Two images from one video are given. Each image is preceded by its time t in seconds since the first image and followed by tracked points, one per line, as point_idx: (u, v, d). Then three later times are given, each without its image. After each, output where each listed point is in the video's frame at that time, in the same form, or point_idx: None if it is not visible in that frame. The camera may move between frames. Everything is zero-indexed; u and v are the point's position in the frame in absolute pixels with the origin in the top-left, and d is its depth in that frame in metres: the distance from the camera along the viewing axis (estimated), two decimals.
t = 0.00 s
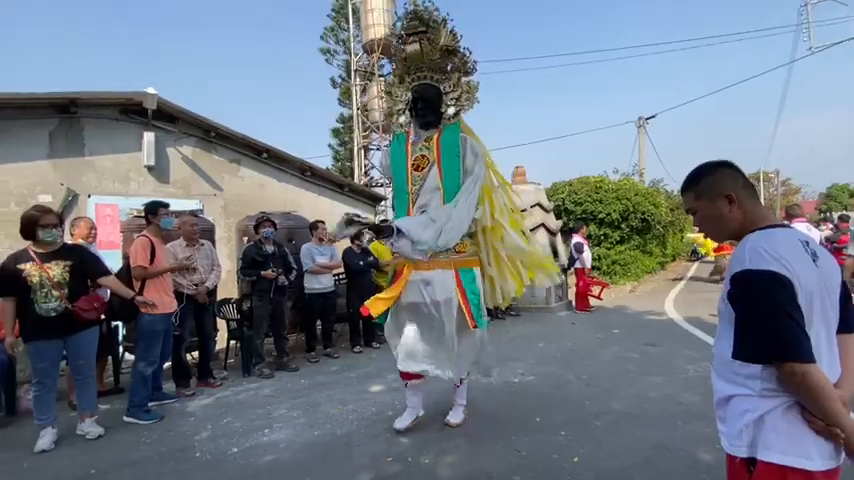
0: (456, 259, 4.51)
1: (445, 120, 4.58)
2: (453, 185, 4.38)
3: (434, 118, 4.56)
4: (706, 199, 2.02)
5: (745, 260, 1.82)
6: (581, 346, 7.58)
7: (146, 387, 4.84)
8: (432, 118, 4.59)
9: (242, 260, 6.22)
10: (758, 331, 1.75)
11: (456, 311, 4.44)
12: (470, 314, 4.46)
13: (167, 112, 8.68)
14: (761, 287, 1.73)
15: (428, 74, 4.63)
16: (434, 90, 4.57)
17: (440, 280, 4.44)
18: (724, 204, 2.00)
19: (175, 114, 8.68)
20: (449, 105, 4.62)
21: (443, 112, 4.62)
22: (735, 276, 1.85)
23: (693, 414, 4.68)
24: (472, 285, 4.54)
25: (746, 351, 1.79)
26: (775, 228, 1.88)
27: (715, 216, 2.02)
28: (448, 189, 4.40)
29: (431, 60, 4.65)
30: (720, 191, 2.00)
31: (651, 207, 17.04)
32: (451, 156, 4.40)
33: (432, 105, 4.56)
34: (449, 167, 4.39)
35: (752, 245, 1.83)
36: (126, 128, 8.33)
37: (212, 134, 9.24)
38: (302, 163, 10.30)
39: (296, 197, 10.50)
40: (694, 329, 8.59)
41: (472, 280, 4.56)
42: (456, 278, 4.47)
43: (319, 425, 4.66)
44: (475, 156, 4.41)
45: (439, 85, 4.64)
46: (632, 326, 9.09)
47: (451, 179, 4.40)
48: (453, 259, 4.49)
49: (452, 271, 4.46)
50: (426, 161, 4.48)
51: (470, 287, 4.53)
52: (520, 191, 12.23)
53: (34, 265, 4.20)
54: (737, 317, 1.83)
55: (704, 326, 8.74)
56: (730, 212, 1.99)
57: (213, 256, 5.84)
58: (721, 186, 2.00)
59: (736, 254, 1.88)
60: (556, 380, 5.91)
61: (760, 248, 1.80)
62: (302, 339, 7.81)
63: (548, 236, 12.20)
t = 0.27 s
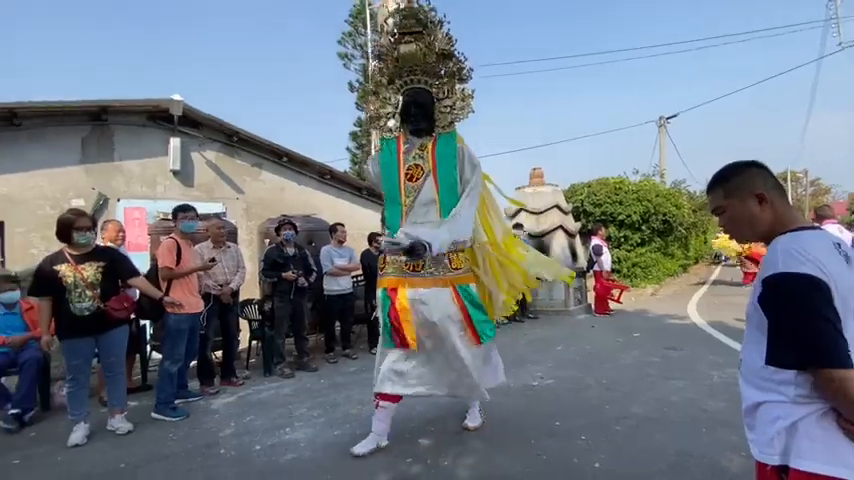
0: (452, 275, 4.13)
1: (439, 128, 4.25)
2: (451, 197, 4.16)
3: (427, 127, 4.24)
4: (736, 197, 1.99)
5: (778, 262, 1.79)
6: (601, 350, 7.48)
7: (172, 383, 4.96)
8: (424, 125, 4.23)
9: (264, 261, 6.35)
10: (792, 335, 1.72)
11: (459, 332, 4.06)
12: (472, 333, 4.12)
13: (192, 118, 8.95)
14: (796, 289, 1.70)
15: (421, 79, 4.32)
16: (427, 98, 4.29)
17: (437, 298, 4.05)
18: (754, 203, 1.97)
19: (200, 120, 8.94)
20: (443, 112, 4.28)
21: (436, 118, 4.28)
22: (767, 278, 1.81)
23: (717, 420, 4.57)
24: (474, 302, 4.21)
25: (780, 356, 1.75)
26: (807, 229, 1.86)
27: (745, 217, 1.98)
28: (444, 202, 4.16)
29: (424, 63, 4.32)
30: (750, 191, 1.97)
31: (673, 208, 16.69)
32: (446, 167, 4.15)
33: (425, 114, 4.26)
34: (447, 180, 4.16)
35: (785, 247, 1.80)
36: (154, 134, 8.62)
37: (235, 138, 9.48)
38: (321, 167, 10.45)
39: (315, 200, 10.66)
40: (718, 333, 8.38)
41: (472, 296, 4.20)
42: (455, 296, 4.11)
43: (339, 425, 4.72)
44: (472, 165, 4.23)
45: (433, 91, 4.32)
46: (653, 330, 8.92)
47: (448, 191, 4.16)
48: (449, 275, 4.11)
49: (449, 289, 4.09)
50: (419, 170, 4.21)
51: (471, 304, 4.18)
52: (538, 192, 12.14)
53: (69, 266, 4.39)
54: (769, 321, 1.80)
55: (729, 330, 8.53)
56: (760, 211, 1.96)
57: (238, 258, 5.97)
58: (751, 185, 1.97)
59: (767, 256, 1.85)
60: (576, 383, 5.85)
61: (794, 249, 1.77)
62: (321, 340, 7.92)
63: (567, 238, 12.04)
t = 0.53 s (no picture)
0: (410, 271, 3.90)
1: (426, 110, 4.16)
2: (418, 184, 3.92)
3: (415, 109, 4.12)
4: (777, 196, 1.94)
5: (816, 265, 1.74)
6: (624, 354, 7.36)
7: (199, 382, 5.13)
8: (409, 107, 4.12)
9: (288, 264, 6.49)
10: (831, 340, 1.67)
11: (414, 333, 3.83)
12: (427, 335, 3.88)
13: (219, 125, 9.22)
14: (834, 293, 1.66)
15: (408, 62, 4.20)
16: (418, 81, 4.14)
17: (389, 294, 3.87)
18: (794, 203, 1.93)
19: (226, 127, 9.20)
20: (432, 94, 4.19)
21: (425, 100, 4.21)
22: (803, 282, 1.77)
23: (747, 428, 4.44)
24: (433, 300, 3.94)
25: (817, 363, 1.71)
26: (847, 229, 1.82)
27: (782, 217, 1.93)
28: (411, 190, 3.94)
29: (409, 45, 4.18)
30: (789, 191, 1.93)
31: (699, 210, 16.27)
32: (418, 153, 3.93)
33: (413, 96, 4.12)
34: (413, 166, 3.93)
35: (822, 249, 1.76)
36: (183, 141, 8.91)
37: (260, 144, 9.72)
38: (342, 171, 10.60)
39: (337, 204, 10.82)
40: (748, 338, 8.13)
41: (430, 295, 3.93)
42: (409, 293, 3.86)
43: (361, 426, 4.78)
44: (447, 150, 3.86)
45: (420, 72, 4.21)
46: (679, 334, 8.72)
47: (414, 179, 3.93)
48: (406, 271, 3.90)
49: (404, 285, 3.87)
50: (392, 157, 4.05)
51: (429, 302, 3.92)
52: (559, 195, 12.01)
53: (106, 269, 4.59)
54: (806, 327, 1.75)
55: (759, 336, 8.26)
56: (800, 211, 1.92)
57: (264, 260, 6.12)
58: (790, 185, 1.94)
59: (803, 258, 1.81)
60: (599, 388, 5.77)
61: (832, 253, 1.73)
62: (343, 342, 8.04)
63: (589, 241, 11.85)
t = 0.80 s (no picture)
0: (379, 271, 3.63)
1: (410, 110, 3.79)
2: (386, 182, 3.70)
3: (403, 102, 3.81)
4: (824, 195, 1.89)
5: None
6: (651, 360, 7.19)
7: (228, 382, 5.28)
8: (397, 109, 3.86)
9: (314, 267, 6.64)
10: None
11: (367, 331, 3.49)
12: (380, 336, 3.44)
13: (247, 132, 9.50)
14: None
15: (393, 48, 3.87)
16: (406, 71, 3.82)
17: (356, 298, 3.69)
18: (841, 202, 1.88)
19: (254, 134, 9.47)
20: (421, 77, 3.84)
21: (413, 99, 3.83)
22: (846, 287, 1.72)
23: (784, 438, 4.27)
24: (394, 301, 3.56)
25: None
26: None
27: (828, 218, 1.88)
28: (383, 190, 3.71)
29: (391, 28, 3.82)
30: (835, 191, 1.88)
31: (728, 212, 15.77)
32: (390, 152, 3.74)
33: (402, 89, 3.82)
34: (385, 165, 3.76)
35: None
36: (213, 149, 9.22)
37: (285, 150, 9.96)
38: (365, 175, 10.75)
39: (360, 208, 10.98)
40: (783, 345, 7.82)
41: (391, 296, 3.56)
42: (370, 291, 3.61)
43: (385, 428, 4.81)
44: (414, 145, 3.58)
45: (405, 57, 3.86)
46: (708, 341, 8.46)
47: (384, 179, 3.73)
48: (371, 273, 3.64)
49: (367, 284, 3.62)
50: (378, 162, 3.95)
51: (390, 304, 3.55)
52: (582, 197, 11.85)
53: (143, 271, 4.80)
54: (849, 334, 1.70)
55: (795, 343, 7.93)
56: (847, 211, 1.87)
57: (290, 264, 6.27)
58: (836, 184, 1.89)
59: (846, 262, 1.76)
60: (625, 395, 5.66)
61: None
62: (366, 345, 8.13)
63: (613, 244, 11.64)
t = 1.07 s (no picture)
0: (372, 286, 3.56)
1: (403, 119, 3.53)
2: (380, 195, 3.49)
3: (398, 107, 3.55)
4: None
5: None
6: (683, 368, 6.96)
7: (256, 382, 5.41)
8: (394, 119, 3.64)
9: (339, 271, 6.75)
10: None
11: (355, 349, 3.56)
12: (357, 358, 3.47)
13: (274, 139, 9.75)
14: None
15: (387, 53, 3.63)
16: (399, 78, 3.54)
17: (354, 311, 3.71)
18: None
19: (281, 141, 9.72)
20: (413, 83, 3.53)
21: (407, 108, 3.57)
22: None
23: (829, 452, 4.05)
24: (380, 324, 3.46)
25: None
26: None
27: None
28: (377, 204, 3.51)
29: (386, 30, 3.58)
30: None
31: (764, 213, 15.11)
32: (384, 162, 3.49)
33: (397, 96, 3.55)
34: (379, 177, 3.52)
35: None
36: (242, 156, 9.52)
37: (312, 157, 10.17)
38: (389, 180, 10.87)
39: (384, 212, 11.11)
40: (826, 354, 7.43)
41: (379, 317, 3.46)
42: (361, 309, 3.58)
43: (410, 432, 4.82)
44: (406, 156, 3.32)
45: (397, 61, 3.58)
46: (744, 348, 8.12)
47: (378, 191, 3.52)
48: (366, 289, 3.59)
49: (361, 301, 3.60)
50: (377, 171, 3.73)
51: (373, 328, 3.45)
52: (609, 200, 11.61)
53: (177, 275, 4.99)
54: None
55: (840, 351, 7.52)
56: None
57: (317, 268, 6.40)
58: None
59: None
60: (656, 403, 5.49)
61: None
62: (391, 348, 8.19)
63: (642, 247, 11.35)
